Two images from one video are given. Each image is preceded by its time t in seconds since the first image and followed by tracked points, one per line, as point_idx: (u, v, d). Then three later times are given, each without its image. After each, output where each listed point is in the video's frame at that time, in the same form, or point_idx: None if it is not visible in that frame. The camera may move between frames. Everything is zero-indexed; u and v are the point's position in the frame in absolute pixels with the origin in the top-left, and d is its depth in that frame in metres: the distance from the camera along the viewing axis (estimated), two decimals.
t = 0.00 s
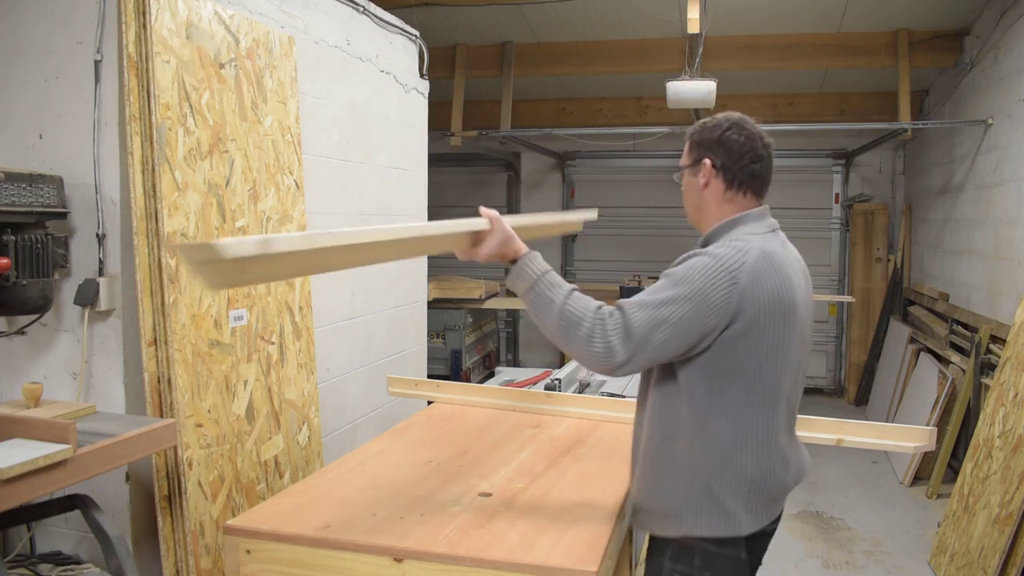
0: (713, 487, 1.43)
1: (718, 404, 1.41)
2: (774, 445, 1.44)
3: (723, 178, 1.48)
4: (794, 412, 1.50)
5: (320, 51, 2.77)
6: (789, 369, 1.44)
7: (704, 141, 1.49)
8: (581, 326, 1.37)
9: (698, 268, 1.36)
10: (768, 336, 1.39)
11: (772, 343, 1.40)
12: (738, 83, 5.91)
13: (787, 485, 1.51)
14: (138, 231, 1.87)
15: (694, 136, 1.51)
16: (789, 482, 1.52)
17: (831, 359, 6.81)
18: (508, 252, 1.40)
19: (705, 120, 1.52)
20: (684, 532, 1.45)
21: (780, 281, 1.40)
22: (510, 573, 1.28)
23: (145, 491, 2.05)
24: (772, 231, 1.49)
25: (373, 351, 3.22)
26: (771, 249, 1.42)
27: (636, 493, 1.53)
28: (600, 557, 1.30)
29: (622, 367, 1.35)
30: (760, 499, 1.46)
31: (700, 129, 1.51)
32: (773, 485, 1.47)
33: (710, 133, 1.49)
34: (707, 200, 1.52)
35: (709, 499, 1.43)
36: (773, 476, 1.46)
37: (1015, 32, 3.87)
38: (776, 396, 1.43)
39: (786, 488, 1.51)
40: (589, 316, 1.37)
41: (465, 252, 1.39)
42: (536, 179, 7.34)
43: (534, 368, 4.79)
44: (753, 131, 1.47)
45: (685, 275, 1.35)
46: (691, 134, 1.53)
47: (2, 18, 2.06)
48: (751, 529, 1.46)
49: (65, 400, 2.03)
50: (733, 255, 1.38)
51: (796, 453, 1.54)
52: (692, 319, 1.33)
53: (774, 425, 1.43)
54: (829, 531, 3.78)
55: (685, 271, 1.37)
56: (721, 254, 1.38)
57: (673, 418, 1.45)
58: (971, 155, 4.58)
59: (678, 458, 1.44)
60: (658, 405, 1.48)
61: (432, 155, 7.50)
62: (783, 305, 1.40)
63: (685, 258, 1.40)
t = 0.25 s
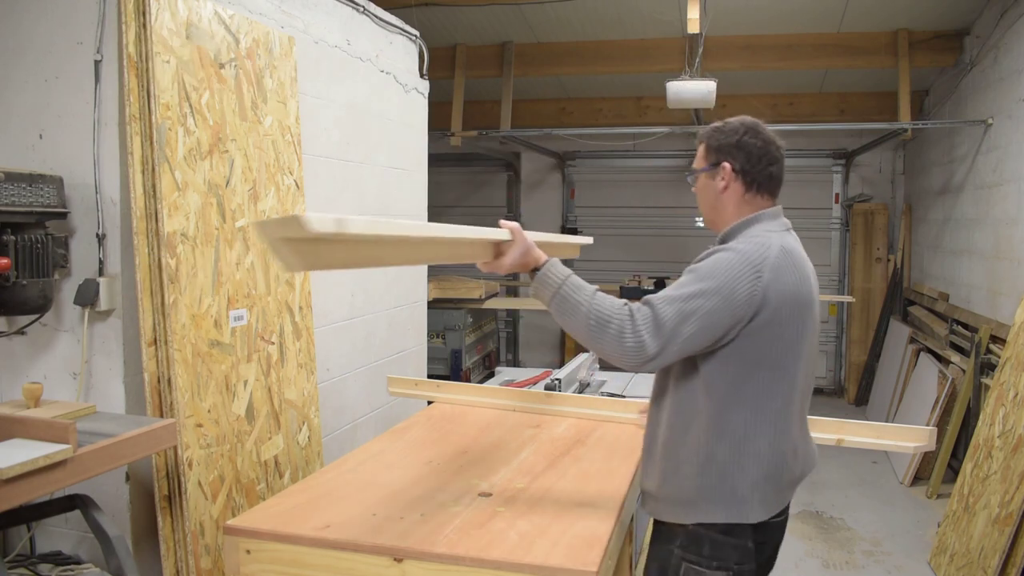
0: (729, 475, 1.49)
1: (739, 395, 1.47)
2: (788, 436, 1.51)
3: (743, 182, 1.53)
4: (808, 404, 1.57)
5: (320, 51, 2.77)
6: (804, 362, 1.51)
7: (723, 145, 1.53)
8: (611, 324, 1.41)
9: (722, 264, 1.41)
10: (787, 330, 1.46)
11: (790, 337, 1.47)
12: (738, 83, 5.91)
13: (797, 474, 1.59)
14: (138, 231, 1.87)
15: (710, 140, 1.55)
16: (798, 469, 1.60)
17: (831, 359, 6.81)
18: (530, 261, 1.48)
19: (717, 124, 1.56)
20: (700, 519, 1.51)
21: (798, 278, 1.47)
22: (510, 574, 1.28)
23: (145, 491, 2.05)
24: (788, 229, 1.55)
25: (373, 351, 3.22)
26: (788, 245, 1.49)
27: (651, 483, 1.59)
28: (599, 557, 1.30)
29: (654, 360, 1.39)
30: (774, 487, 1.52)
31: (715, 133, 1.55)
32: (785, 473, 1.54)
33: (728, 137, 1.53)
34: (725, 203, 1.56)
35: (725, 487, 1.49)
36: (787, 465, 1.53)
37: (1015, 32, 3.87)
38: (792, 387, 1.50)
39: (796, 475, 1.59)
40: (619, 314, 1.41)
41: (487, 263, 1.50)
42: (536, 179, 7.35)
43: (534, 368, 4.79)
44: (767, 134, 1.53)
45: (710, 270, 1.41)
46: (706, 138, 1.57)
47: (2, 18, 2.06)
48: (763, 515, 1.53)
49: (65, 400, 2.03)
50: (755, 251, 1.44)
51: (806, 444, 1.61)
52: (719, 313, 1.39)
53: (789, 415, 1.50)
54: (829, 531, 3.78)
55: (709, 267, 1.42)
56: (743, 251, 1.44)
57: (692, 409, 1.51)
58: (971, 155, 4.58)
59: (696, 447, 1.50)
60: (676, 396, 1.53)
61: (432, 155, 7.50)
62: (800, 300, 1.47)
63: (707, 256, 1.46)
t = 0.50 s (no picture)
0: (742, 480, 1.49)
1: (753, 400, 1.47)
2: (801, 442, 1.51)
3: (760, 191, 1.54)
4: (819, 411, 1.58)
5: (320, 51, 2.77)
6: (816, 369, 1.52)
7: (741, 154, 1.53)
8: (629, 325, 1.39)
9: (740, 268, 1.42)
10: (802, 336, 1.47)
11: (805, 343, 1.48)
12: (738, 83, 5.91)
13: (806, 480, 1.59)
14: (138, 231, 1.87)
15: (728, 147, 1.55)
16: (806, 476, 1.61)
17: (831, 359, 6.81)
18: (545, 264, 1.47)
19: (735, 131, 1.56)
20: (710, 523, 1.52)
21: (812, 284, 1.48)
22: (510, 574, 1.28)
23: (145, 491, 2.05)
24: (799, 237, 1.57)
25: (373, 351, 3.22)
26: (802, 252, 1.50)
27: (662, 486, 1.60)
28: (600, 557, 1.30)
29: (672, 363, 1.39)
30: (784, 493, 1.53)
31: (733, 141, 1.55)
32: (796, 480, 1.54)
33: (746, 146, 1.53)
34: (741, 211, 1.57)
35: (736, 492, 1.50)
36: (798, 471, 1.54)
37: (1015, 32, 3.87)
38: (806, 394, 1.50)
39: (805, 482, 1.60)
40: (637, 316, 1.39)
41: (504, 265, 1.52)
42: (537, 179, 7.35)
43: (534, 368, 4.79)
44: (786, 144, 1.53)
45: (728, 274, 1.41)
46: (723, 145, 1.57)
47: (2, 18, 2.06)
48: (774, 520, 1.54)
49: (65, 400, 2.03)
50: (772, 256, 1.44)
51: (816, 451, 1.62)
52: (737, 317, 1.39)
53: (802, 422, 1.51)
54: (829, 531, 3.78)
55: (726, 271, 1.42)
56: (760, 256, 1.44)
57: (705, 413, 1.51)
58: (971, 155, 4.58)
59: (708, 452, 1.50)
60: (689, 400, 1.54)
61: (432, 155, 7.51)
62: (814, 306, 1.48)
63: (724, 260, 1.46)
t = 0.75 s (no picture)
0: (733, 470, 1.50)
1: (745, 389, 1.48)
2: (794, 435, 1.52)
3: (766, 187, 1.56)
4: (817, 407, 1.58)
5: (320, 51, 2.77)
6: (812, 363, 1.53)
7: (748, 150, 1.55)
8: (620, 303, 1.37)
9: (735, 258, 1.43)
10: (796, 327, 1.48)
11: (799, 334, 1.48)
12: (738, 83, 5.91)
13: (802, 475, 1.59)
14: (138, 231, 1.87)
15: (735, 143, 1.57)
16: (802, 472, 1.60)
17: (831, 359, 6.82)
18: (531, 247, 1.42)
19: (742, 126, 1.58)
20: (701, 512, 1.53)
21: (807, 277, 1.50)
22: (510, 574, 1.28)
23: (145, 491, 2.05)
24: (801, 234, 1.58)
25: (373, 351, 3.22)
26: (800, 247, 1.51)
27: (658, 476, 1.61)
28: (599, 557, 1.30)
29: (663, 344, 1.38)
30: (777, 486, 1.53)
31: (740, 136, 1.57)
32: (790, 473, 1.54)
33: (753, 142, 1.55)
34: (745, 207, 1.59)
35: (728, 482, 1.51)
36: (792, 464, 1.53)
37: (1015, 31, 3.87)
38: (800, 386, 1.51)
39: (801, 477, 1.59)
40: (630, 294, 1.38)
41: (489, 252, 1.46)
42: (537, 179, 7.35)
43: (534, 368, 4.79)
44: (792, 142, 1.56)
45: (721, 260, 1.42)
46: (729, 140, 1.58)
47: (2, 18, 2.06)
48: (767, 512, 1.54)
49: (65, 400, 2.03)
50: (768, 249, 1.46)
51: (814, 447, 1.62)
52: (729, 303, 1.40)
53: (796, 414, 1.51)
54: (829, 531, 3.79)
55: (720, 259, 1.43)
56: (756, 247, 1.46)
57: (698, 401, 1.53)
58: (971, 155, 4.58)
59: (700, 439, 1.52)
60: (685, 389, 1.55)
61: (432, 155, 7.51)
62: (809, 298, 1.49)
63: (720, 249, 1.47)
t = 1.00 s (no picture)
0: (718, 464, 1.51)
1: (731, 383, 1.49)
2: (781, 432, 1.51)
3: (773, 184, 1.57)
4: (810, 406, 1.56)
5: (320, 51, 2.77)
6: (804, 361, 1.51)
7: (754, 147, 1.55)
8: (606, 292, 1.38)
9: (725, 252, 1.43)
10: (786, 323, 1.47)
11: (790, 330, 1.47)
12: (738, 83, 5.91)
13: (792, 475, 1.57)
14: (138, 231, 1.87)
15: (739, 141, 1.57)
16: (794, 471, 1.59)
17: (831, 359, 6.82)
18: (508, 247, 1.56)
19: (744, 124, 1.59)
20: (685, 505, 1.54)
21: (801, 273, 1.48)
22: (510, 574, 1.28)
23: (145, 491, 2.05)
24: (801, 231, 1.57)
25: (373, 351, 3.22)
26: (795, 243, 1.50)
27: (648, 469, 1.62)
28: (599, 557, 1.30)
29: (647, 336, 1.39)
30: (762, 483, 1.52)
31: (743, 134, 1.57)
32: (777, 471, 1.53)
33: (759, 140, 1.56)
34: (750, 205, 1.60)
35: (712, 476, 1.51)
36: (779, 461, 1.52)
37: (1016, 31, 3.87)
38: (789, 383, 1.50)
39: (791, 477, 1.58)
40: (616, 284, 1.38)
41: (468, 256, 1.57)
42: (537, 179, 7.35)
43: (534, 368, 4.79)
44: (794, 138, 1.58)
45: (711, 254, 1.43)
46: (733, 138, 1.59)
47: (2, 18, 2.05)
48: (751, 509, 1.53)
49: (65, 400, 2.03)
50: (760, 243, 1.46)
51: (807, 447, 1.60)
52: (715, 296, 1.40)
53: (783, 411, 1.50)
54: (829, 531, 3.79)
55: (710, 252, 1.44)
56: (748, 242, 1.46)
57: (686, 394, 1.54)
58: (971, 155, 4.58)
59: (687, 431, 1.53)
60: (677, 382, 1.56)
61: (432, 155, 7.51)
62: (802, 295, 1.48)
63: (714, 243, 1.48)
